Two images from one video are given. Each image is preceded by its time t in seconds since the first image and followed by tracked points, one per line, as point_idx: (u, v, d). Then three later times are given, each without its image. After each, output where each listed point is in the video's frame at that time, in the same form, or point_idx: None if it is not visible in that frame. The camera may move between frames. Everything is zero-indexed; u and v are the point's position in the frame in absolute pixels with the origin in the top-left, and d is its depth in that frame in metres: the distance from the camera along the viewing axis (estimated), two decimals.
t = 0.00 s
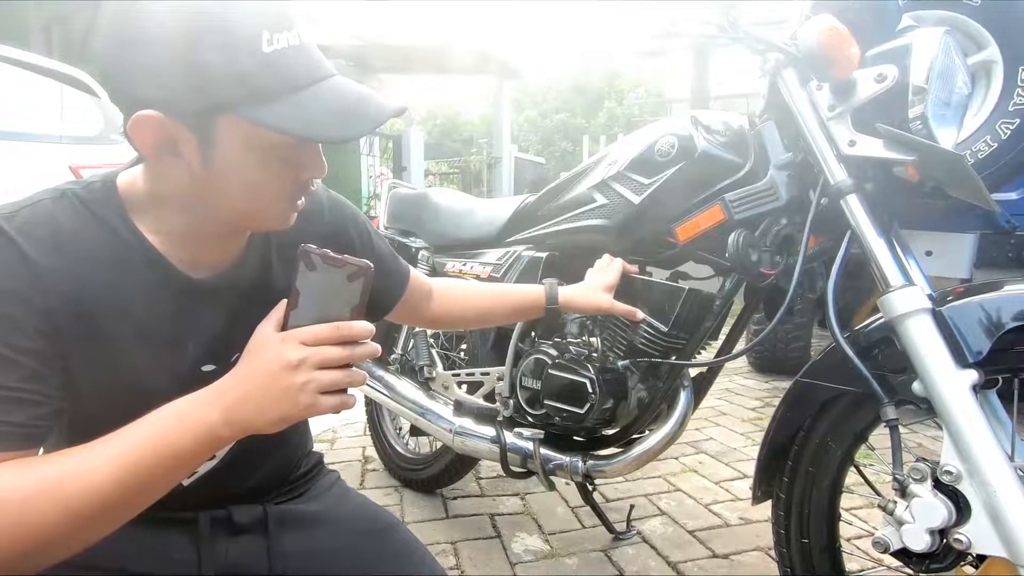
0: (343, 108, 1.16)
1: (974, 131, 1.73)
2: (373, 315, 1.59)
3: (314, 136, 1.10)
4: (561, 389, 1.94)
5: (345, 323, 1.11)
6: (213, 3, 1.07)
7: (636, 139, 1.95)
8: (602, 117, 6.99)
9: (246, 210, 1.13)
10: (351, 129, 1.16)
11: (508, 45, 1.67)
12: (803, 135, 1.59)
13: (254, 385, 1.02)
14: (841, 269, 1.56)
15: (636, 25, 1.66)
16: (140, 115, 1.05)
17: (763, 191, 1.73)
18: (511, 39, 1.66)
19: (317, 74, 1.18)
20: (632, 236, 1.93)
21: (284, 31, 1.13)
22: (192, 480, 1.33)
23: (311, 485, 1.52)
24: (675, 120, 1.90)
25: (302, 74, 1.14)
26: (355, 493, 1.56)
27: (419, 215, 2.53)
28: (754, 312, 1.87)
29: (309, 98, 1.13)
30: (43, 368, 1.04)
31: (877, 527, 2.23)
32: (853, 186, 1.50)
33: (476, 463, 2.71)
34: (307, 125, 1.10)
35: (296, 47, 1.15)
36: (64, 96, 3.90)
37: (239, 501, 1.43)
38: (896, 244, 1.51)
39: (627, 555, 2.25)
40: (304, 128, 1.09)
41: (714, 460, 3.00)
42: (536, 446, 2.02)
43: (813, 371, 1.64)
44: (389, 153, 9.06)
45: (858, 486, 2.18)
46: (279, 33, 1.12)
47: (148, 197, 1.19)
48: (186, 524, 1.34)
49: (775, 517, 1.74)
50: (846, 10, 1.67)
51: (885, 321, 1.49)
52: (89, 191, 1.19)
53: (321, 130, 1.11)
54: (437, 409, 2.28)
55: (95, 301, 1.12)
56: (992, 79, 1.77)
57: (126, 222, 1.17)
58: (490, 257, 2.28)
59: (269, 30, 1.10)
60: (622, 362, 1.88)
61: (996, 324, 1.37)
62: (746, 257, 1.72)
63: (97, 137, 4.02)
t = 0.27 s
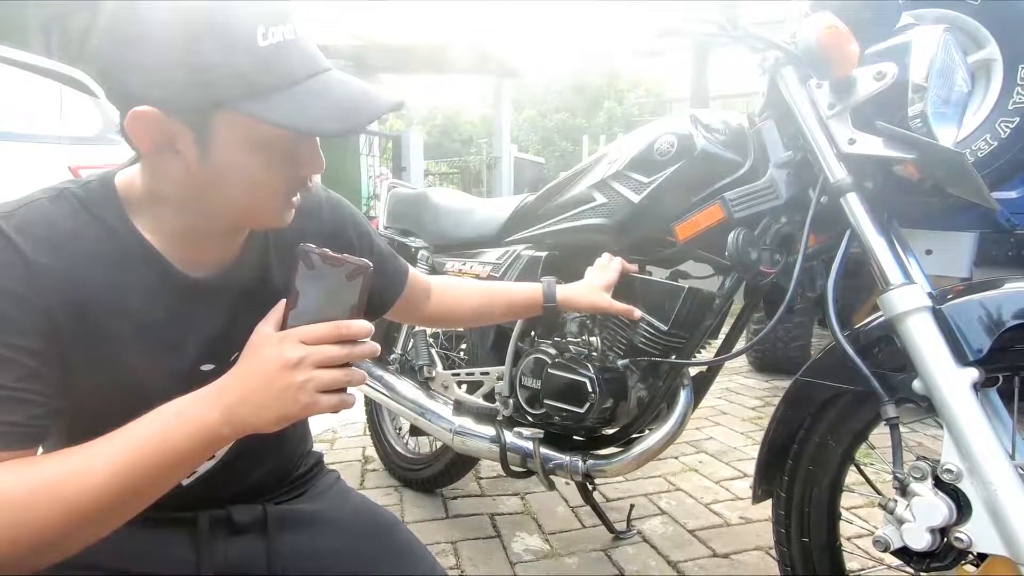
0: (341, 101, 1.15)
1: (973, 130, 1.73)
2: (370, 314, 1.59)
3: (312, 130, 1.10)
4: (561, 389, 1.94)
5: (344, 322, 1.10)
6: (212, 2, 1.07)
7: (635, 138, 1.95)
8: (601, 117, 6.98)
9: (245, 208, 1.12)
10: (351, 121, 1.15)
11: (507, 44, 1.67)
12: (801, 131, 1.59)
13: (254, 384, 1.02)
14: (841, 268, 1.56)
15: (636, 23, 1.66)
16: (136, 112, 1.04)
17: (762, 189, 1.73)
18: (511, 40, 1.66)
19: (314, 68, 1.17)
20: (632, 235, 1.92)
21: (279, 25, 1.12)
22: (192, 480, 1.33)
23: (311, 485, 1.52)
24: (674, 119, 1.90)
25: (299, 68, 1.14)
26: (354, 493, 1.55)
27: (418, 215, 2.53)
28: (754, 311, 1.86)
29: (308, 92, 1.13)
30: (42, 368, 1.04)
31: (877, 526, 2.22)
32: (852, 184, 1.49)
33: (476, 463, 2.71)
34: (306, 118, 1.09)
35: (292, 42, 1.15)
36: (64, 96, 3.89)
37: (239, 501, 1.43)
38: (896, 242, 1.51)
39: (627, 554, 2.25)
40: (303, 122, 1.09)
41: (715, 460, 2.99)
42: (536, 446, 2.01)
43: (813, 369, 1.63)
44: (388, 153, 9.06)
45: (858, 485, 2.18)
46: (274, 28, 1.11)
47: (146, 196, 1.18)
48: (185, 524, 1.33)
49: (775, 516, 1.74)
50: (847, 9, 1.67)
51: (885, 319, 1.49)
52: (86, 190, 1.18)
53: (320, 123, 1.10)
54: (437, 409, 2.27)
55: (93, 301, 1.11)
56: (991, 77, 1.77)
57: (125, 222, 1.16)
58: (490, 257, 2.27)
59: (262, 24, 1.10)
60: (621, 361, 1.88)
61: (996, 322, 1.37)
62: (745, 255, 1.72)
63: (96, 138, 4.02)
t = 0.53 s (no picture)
0: (340, 100, 1.15)
1: (974, 128, 1.71)
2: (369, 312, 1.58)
3: (313, 130, 1.10)
4: (561, 387, 1.94)
5: (342, 320, 1.10)
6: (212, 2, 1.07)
7: (634, 137, 1.95)
8: (600, 117, 6.98)
9: (245, 207, 1.12)
10: (351, 119, 1.15)
11: (506, 43, 1.66)
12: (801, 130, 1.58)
13: (251, 382, 1.01)
14: (841, 266, 1.56)
15: (635, 22, 1.66)
16: (134, 111, 1.04)
17: (763, 187, 1.72)
18: (511, 39, 1.67)
19: (313, 67, 1.17)
20: (631, 234, 1.92)
21: (275, 23, 1.12)
22: (191, 479, 1.33)
23: (310, 485, 1.52)
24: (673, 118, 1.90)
25: (298, 67, 1.14)
26: (353, 493, 1.55)
27: (417, 215, 2.52)
28: (754, 310, 1.86)
29: (308, 91, 1.13)
30: (40, 368, 1.04)
31: (877, 525, 2.22)
32: (852, 182, 1.49)
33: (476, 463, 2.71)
34: (307, 117, 1.09)
35: (290, 40, 1.14)
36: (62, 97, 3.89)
37: (237, 501, 1.42)
38: (896, 240, 1.51)
39: (627, 554, 2.25)
40: (304, 121, 1.09)
41: (715, 459, 2.99)
42: (536, 445, 2.01)
43: (814, 368, 1.63)
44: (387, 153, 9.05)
45: (859, 484, 2.17)
46: (271, 26, 1.11)
47: (144, 195, 1.18)
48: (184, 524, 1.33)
49: (775, 515, 1.73)
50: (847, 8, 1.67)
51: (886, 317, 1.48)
52: (83, 188, 1.17)
53: (320, 122, 1.10)
54: (437, 408, 2.26)
55: (90, 300, 1.11)
56: (991, 76, 1.77)
57: (123, 222, 1.16)
58: (490, 256, 2.27)
59: (260, 23, 1.09)
60: (621, 360, 1.88)
61: (997, 319, 1.37)
62: (744, 253, 1.72)
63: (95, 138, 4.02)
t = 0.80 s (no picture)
0: (339, 99, 1.14)
1: (973, 125, 1.70)
2: (366, 310, 1.58)
3: (313, 131, 1.09)
4: (561, 386, 1.94)
5: (339, 317, 1.09)
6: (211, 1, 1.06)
7: (632, 136, 1.95)
8: (599, 116, 6.98)
9: (244, 207, 1.12)
10: (351, 120, 1.15)
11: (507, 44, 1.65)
12: (802, 127, 1.58)
13: (247, 380, 1.01)
14: (841, 265, 1.55)
15: (635, 21, 1.65)
16: (130, 111, 1.03)
17: (762, 185, 1.71)
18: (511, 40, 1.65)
19: (312, 67, 1.17)
20: (630, 232, 1.92)
21: (273, 23, 1.11)
22: (188, 478, 1.32)
23: (309, 485, 1.51)
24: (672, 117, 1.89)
25: (297, 67, 1.13)
26: (352, 492, 1.55)
27: (417, 215, 2.52)
28: (753, 308, 1.85)
29: (308, 91, 1.12)
30: (35, 368, 1.03)
31: (878, 524, 2.21)
32: (852, 179, 1.49)
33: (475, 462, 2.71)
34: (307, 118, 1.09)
35: (288, 40, 1.13)
36: (60, 97, 3.88)
37: (234, 500, 1.41)
38: (896, 238, 1.50)
39: (627, 553, 2.24)
40: (304, 122, 1.08)
41: (715, 459, 2.98)
42: (535, 444, 2.00)
43: (813, 366, 1.63)
44: (386, 154, 9.05)
45: (859, 483, 2.17)
46: (269, 26, 1.10)
47: (140, 194, 1.17)
48: (182, 524, 1.33)
49: (776, 514, 1.73)
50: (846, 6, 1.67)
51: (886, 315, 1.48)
52: (78, 188, 1.17)
53: (318, 122, 1.10)
54: (436, 408, 2.25)
55: (85, 298, 1.10)
56: (990, 74, 1.75)
57: (120, 222, 1.15)
58: (489, 255, 2.26)
59: (258, 23, 1.09)
60: (621, 358, 1.87)
61: (999, 317, 1.36)
62: (745, 251, 1.71)
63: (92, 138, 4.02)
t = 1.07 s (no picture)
0: (338, 100, 1.14)
1: (973, 122, 1.69)
2: (366, 312, 1.57)
3: (311, 134, 1.09)
4: (561, 384, 1.92)
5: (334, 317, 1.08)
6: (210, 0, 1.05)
7: (632, 132, 1.94)
8: (599, 115, 6.96)
9: (241, 209, 1.11)
10: (350, 123, 1.14)
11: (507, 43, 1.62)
12: (801, 121, 1.58)
13: (241, 380, 1.00)
14: (841, 261, 1.54)
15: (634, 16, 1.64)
16: (123, 111, 1.01)
17: (762, 181, 1.71)
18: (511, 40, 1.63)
19: (311, 67, 1.15)
20: (630, 230, 1.91)
21: (271, 22, 1.09)
22: (185, 478, 1.32)
23: (307, 485, 1.50)
24: (672, 113, 1.88)
25: (296, 69, 1.12)
26: (351, 491, 1.54)
27: (415, 213, 2.51)
28: (753, 305, 1.84)
29: (308, 93, 1.11)
30: (28, 367, 1.02)
31: (879, 521, 2.21)
32: (853, 175, 1.48)
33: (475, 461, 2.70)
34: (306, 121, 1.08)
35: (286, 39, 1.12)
36: (58, 97, 3.88)
37: (231, 500, 1.41)
38: (897, 234, 1.49)
39: (628, 552, 2.23)
40: (302, 125, 1.08)
41: (716, 457, 2.97)
42: (535, 443, 1.99)
43: (814, 363, 1.62)
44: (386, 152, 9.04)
45: (860, 480, 2.16)
46: (267, 25, 1.09)
47: (135, 194, 1.16)
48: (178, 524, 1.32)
49: (777, 511, 1.72)
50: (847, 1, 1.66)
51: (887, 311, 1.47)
52: (74, 185, 1.16)
53: (316, 124, 1.09)
54: (436, 407, 2.24)
55: (79, 297, 1.10)
56: (991, 71, 1.73)
57: (116, 221, 1.15)
58: (488, 253, 2.25)
59: (255, 21, 1.07)
60: (621, 356, 1.86)
61: (1001, 312, 1.35)
62: (744, 248, 1.70)
63: (91, 138, 4.01)
